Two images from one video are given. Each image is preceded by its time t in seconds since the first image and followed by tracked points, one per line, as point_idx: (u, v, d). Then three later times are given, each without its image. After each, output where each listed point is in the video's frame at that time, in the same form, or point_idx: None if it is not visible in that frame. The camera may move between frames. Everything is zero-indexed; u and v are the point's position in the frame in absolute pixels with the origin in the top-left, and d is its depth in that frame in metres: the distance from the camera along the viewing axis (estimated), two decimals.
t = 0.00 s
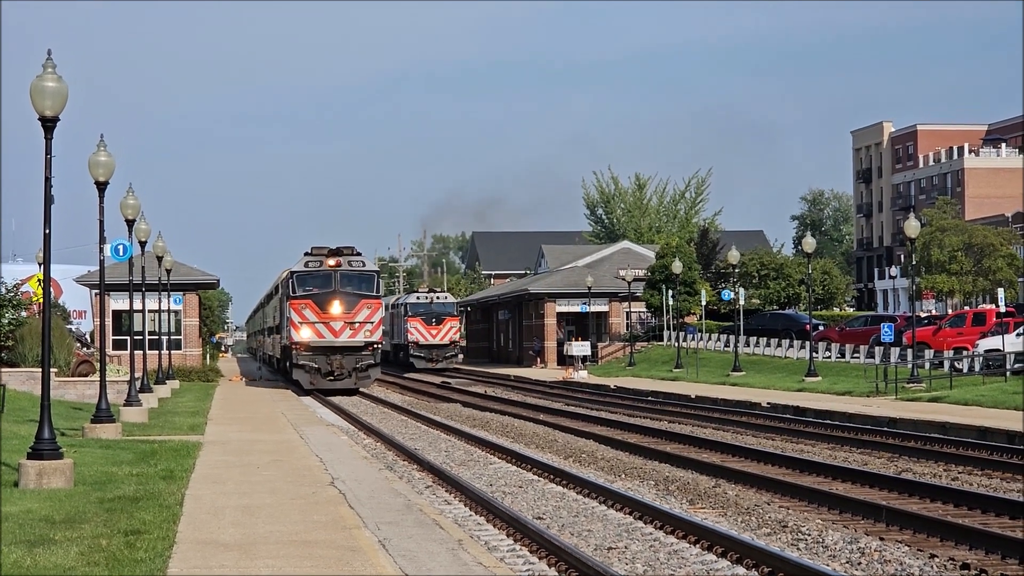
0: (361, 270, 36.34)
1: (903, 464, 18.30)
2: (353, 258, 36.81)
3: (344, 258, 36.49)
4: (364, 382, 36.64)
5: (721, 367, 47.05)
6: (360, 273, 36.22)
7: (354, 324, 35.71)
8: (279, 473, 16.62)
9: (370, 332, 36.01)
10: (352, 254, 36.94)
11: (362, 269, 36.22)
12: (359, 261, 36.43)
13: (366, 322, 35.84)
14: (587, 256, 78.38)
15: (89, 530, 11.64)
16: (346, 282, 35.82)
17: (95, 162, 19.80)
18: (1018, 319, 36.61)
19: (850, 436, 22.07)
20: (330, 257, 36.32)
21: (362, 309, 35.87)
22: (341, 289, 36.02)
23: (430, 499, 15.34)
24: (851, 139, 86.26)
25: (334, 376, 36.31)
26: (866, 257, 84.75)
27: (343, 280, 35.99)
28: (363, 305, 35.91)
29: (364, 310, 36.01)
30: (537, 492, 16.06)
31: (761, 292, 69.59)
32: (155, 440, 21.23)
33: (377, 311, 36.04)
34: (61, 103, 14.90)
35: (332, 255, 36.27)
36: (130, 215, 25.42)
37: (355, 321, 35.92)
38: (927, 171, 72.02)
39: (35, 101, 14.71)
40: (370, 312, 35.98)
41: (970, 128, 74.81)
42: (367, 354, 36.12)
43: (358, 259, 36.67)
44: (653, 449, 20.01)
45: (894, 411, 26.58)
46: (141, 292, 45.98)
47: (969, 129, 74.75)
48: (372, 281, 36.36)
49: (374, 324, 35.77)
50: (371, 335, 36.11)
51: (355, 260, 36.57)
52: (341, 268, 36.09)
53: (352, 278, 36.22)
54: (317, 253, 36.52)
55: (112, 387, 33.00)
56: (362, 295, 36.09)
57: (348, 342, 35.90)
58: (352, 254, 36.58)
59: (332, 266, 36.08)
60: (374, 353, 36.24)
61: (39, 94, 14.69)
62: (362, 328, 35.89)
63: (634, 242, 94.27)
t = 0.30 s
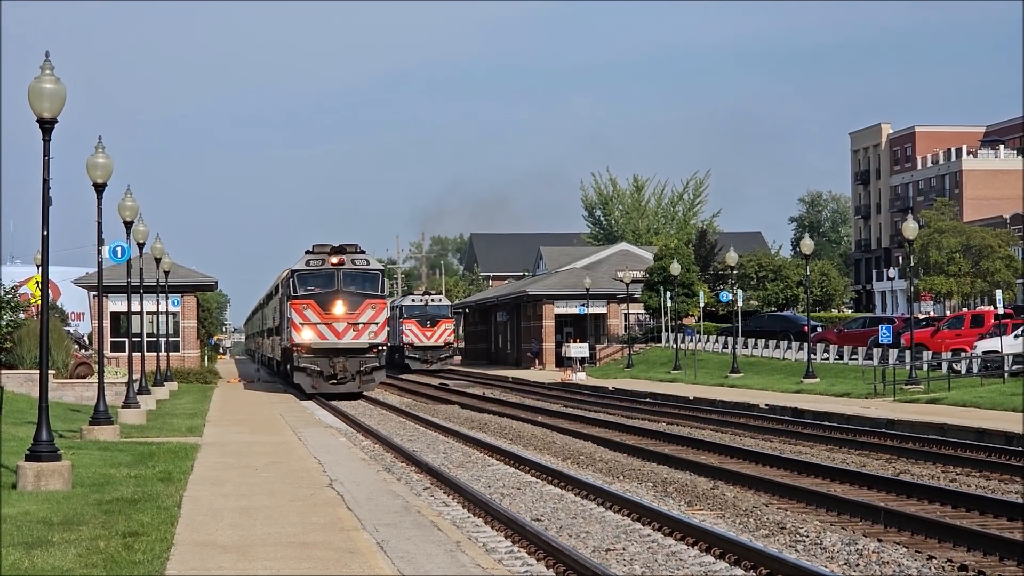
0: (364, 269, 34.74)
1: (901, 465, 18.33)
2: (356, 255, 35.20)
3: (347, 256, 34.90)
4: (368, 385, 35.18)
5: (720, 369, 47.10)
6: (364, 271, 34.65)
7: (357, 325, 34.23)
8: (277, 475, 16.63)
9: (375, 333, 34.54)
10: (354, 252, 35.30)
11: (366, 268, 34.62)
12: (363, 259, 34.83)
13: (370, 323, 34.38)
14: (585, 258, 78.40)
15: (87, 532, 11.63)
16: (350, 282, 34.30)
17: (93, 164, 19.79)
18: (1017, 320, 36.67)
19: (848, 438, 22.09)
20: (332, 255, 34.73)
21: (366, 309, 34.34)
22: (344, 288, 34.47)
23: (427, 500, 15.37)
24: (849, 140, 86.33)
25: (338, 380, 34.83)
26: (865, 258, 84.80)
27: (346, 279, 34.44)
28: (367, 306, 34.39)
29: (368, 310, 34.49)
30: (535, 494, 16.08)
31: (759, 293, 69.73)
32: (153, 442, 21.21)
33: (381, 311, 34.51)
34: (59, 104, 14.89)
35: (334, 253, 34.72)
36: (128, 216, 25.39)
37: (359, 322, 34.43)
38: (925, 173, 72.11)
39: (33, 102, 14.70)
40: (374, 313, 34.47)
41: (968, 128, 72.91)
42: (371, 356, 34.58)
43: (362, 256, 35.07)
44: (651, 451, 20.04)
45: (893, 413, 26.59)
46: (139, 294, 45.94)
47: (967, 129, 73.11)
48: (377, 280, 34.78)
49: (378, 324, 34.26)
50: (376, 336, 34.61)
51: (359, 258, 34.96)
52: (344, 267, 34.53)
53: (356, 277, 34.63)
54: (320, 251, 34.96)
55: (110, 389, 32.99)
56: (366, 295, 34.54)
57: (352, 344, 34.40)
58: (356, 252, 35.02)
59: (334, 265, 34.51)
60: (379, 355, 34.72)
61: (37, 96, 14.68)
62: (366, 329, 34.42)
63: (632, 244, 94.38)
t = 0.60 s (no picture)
0: (370, 267, 33.32)
1: (901, 466, 18.33)
2: (362, 252, 33.79)
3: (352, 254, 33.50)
4: (374, 389, 33.60)
5: (719, 370, 47.15)
6: (370, 269, 33.22)
7: (363, 326, 32.71)
8: (277, 476, 16.62)
9: (381, 334, 33.00)
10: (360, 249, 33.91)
11: (372, 266, 33.26)
12: (369, 257, 33.47)
13: (376, 324, 32.89)
14: (585, 259, 78.38)
15: (87, 533, 11.63)
16: (355, 280, 32.85)
17: (92, 165, 19.78)
18: (1016, 321, 36.70)
19: (848, 439, 22.09)
20: (336, 252, 33.32)
21: (372, 309, 32.86)
22: (349, 287, 32.98)
23: (427, 502, 15.36)
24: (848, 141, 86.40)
25: (343, 382, 33.32)
26: (864, 259, 84.83)
27: (350, 277, 32.98)
28: (373, 305, 32.89)
29: (374, 310, 33.00)
30: (535, 495, 16.06)
31: (758, 295, 69.73)
32: (153, 443, 21.19)
33: (388, 311, 33.03)
34: (58, 105, 14.88)
35: (338, 250, 33.31)
36: (127, 218, 25.38)
37: (364, 322, 32.89)
38: (924, 174, 72.11)
39: (32, 104, 14.69)
40: (380, 313, 32.99)
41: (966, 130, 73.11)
42: (377, 358, 33.10)
43: (367, 253, 33.69)
44: (651, 453, 20.03)
45: (893, 414, 26.59)
46: (138, 295, 45.91)
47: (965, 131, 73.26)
48: (383, 278, 33.32)
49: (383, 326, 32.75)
50: (382, 338, 33.07)
51: (365, 256, 33.53)
52: (349, 264, 33.11)
53: (361, 275, 33.17)
54: (324, 248, 33.65)
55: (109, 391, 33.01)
56: (372, 294, 33.05)
57: (357, 346, 32.82)
58: (361, 249, 33.66)
59: (339, 262, 33.06)
60: (386, 357, 33.26)
61: (36, 97, 14.67)
62: (372, 330, 32.87)
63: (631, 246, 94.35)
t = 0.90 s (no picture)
0: (376, 265, 33.34)
1: (901, 468, 18.34)
2: (367, 249, 33.82)
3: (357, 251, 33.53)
4: (380, 393, 33.37)
5: (718, 372, 47.19)
6: (376, 267, 33.23)
7: (369, 325, 32.65)
8: (276, 478, 16.62)
9: (386, 335, 32.95)
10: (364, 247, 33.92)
11: (377, 264, 33.26)
12: (374, 255, 33.47)
13: (382, 324, 32.85)
14: (585, 260, 78.42)
15: (86, 535, 11.62)
16: (360, 279, 32.82)
17: (92, 167, 19.79)
18: (1016, 323, 36.74)
19: (847, 441, 22.08)
20: (341, 250, 33.29)
21: (379, 309, 32.83)
22: (354, 286, 32.92)
23: (426, 504, 15.37)
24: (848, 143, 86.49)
25: (347, 388, 33.07)
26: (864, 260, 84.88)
27: (356, 275, 32.95)
28: (379, 305, 32.85)
29: (380, 310, 32.97)
30: (535, 497, 16.06)
31: (757, 296, 69.74)
32: (153, 445, 21.19)
33: (394, 311, 33.02)
34: (58, 107, 14.89)
35: (343, 248, 33.29)
36: (127, 220, 25.39)
37: (370, 323, 32.82)
38: (924, 176, 72.11)
39: (32, 106, 14.70)
40: (386, 313, 32.97)
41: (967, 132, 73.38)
42: (384, 360, 33.03)
43: (372, 251, 33.75)
44: (651, 454, 20.04)
45: (893, 416, 26.58)
46: (138, 297, 45.94)
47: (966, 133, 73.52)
48: (389, 277, 33.34)
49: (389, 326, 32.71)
50: (388, 339, 33.01)
51: (370, 254, 33.53)
52: (354, 262, 33.07)
53: (367, 273, 33.14)
54: (328, 246, 33.58)
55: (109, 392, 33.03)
56: (377, 293, 33.02)
57: (363, 347, 32.67)
58: (366, 246, 33.67)
59: (343, 260, 33.04)
60: (392, 359, 33.18)
61: (36, 99, 14.68)
62: (378, 331, 32.80)
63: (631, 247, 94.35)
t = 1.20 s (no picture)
0: (383, 263, 33.29)
1: (900, 470, 18.34)
2: (373, 246, 33.84)
3: (363, 248, 33.55)
4: (388, 397, 33.32)
5: (718, 373, 47.20)
6: (383, 265, 33.18)
7: (375, 326, 32.54)
8: (277, 480, 16.62)
9: (393, 335, 32.84)
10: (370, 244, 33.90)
11: (385, 262, 33.21)
12: (382, 252, 33.53)
13: (388, 324, 32.74)
14: (585, 262, 78.44)
15: (86, 537, 11.61)
16: (365, 277, 32.76)
17: (92, 169, 19.80)
18: (1015, 324, 36.77)
19: (847, 442, 22.08)
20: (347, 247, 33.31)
21: (386, 308, 32.73)
22: (360, 285, 32.86)
23: (427, 505, 15.37)
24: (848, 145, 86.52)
25: (353, 390, 33.04)
26: (864, 262, 84.89)
27: (362, 274, 32.89)
28: (386, 305, 32.75)
29: (388, 309, 32.87)
30: (535, 498, 16.06)
31: (757, 298, 69.77)
32: (153, 447, 21.18)
33: (402, 311, 32.91)
34: (58, 109, 14.89)
35: (348, 246, 33.31)
36: (127, 222, 25.39)
37: (377, 323, 32.73)
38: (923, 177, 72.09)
39: (31, 107, 14.70)
40: (394, 312, 32.86)
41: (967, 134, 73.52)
42: (391, 362, 32.94)
43: (379, 248, 33.76)
44: (651, 455, 20.03)
45: (892, 417, 26.57)
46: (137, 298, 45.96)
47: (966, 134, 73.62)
48: (396, 276, 33.25)
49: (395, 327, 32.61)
50: (396, 340, 32.91)
51: (377, 251, 33.57)
52: (359, 260, 33.07)
53: (374, 272, 33.08)
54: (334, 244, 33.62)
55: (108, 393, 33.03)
56: (385, 292, 32.93)
57: (370, 348, 32.56)
58: (373, 244, 33.71)
59: (349, 258, 33.06)
60: (400, 361, 33.10)
61: (36, 101, 14.69)
62: (385, 331, 32.73)
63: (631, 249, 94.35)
